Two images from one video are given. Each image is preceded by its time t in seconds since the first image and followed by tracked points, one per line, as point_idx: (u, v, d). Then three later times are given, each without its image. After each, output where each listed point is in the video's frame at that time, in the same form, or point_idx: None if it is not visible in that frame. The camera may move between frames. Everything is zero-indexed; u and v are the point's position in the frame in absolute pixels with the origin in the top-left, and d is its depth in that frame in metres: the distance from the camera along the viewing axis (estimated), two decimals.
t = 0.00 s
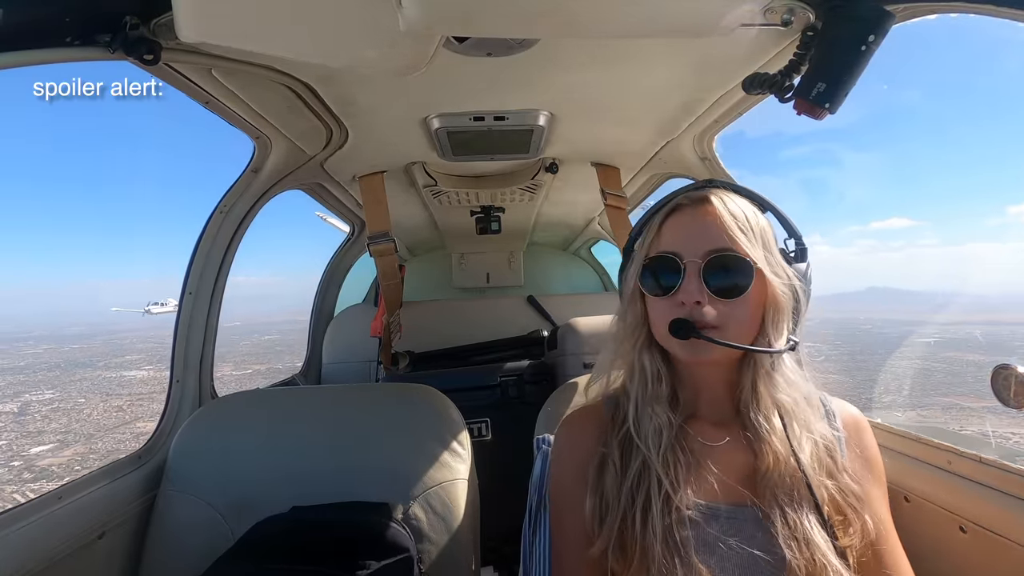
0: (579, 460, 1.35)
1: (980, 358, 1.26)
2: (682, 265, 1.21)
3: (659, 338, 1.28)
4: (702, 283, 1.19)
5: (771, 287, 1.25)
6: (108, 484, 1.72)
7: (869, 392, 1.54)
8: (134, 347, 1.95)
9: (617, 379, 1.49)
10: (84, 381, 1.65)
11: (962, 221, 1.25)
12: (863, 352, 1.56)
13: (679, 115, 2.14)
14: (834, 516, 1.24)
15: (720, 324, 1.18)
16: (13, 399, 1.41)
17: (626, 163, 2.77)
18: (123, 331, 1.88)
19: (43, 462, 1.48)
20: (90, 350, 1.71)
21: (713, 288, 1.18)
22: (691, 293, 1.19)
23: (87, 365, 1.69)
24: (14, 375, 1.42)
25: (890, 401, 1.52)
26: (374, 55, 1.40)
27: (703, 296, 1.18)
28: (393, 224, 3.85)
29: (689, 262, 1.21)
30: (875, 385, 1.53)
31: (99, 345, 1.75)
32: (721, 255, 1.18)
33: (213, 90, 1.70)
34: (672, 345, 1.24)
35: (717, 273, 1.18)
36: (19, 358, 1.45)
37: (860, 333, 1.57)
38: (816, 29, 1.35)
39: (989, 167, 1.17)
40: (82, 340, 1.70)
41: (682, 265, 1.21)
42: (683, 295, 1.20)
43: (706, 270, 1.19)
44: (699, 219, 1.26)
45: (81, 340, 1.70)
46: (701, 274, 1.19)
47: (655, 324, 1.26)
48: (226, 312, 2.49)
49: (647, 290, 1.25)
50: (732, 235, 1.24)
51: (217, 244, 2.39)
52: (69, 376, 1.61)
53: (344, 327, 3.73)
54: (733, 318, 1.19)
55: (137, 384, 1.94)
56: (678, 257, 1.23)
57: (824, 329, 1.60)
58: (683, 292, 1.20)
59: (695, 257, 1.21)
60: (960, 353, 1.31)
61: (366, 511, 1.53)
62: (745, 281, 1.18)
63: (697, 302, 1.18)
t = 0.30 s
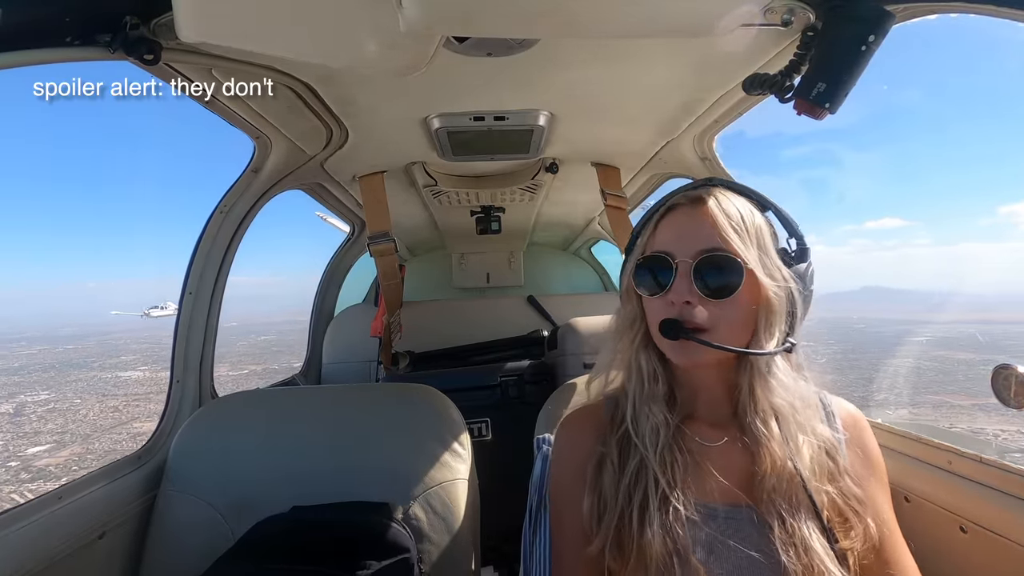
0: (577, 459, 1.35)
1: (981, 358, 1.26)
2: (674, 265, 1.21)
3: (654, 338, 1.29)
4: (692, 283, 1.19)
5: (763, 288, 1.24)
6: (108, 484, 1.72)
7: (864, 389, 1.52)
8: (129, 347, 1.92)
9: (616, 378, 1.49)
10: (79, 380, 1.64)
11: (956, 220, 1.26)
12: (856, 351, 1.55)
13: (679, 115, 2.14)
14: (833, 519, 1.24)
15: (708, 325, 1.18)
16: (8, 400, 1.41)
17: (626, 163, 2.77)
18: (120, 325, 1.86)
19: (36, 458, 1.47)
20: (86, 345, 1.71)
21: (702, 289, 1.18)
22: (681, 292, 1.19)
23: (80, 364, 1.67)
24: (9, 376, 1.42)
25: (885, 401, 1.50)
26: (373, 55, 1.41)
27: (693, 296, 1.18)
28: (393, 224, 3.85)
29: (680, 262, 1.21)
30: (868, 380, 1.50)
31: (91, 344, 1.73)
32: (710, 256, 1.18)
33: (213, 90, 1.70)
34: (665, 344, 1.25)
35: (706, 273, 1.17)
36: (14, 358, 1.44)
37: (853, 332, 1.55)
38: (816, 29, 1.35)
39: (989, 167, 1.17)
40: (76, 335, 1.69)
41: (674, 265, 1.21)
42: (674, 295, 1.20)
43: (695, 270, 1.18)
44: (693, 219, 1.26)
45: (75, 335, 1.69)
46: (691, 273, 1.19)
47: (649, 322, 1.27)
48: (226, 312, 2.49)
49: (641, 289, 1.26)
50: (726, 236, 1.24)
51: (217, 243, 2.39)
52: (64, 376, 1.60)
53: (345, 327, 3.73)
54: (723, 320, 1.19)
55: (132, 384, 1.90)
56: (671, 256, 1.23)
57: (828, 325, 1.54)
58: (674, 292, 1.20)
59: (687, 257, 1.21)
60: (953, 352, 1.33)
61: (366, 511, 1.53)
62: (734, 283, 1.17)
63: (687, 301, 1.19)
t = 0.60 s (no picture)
0: (585, 458, 1.35)
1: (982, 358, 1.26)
2: (689, 267, 1.21)
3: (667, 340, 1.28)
4: (709, 285, 1.19)
5: (779, 289, 1.25)
6: (108, 484, 1.72)
7: (859, 390, 1.53)
8: (123, 347, 1.90)
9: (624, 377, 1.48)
10: (73, 379, 1.63)
11: (951, 222, 1.27)
12: (849, 350, 1.55)
13: (679, 115, 2.14)
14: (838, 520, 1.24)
15: (726, 328, 1.19)
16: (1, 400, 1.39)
17: (626, 163, 2.77)
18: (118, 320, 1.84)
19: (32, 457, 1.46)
20: (80, 345, 1.69)
21: (720, 291, 1.18)
22: (698, 294, 1.19)
23: (73, 363, 1.66)
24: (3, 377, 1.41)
25: (883, 401, 1.50)
26: (373, 55, 1.40)
27: (710, 298, 1.18)
28: (393, 224, 3.85)
29: (697, 264, 1.21)
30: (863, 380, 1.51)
31: (86, 344, 1.72)
32: (728, 258, 1.17)
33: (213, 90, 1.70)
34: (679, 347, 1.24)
35: (724, 276, 1.17)
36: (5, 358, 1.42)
37: (847, 332, 1.55)
38: (816, 29, 1.35)
39: (988, 167, 1.17)
40: (69, 332, 1.67)
41: (690, 267, 1.21)
42: (690, 297, 1.20)
43: (713, 273, 1.18)
44: (705, 220, 1.26)
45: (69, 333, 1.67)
46: (708, 276, 1.19)
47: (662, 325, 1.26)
48: (226, 312, 2.49)
49: (654, 291, 1.25)
50: (739, 237, 1.23)
51: (218, 243, 2.39)
52: (58, 375, 1.59)
53: (345, 327, 3.73)
54: (739, 320, 1.19)
55: (128, 384, 1.89)
56: (685, 259, 1.22)
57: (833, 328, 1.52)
58: (690, 294, 1.20)
59: (702, 260, 1.21)
60: (944, 352, 1.33)
61: (366, 511, 1.53)
62: (753, 285, 1.17)
63: (704, 304, 1.18)
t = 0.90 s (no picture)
0: (590, 456, 1.34)
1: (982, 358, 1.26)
2: (695, 258, 1.21)
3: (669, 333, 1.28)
4: (711, 276, 1.19)
5: (781, 283, 1.25)
6: (108, 484, 1.72)
7: (855, 387, 1.53)
8: (124, 346, 1.90)
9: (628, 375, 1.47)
10: (73, 382, 1.61)
11: (949, 222, 1.27)
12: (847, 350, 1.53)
13: (678, 114, 2.14)
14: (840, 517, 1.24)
15: (726, 319, 1.19)
16: None
17: (626, 163, 2.77)
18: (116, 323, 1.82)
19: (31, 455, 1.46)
20: (82, 348, 1.67)
21: (722, 283, 1.18)
22: (702, 286, 1.19)
23: (75, 365, 1.64)
24: None
25: (883, 400, 1.50)
26: (373, 55, 1.41)
27: (714, 290, 1.18)
28: (393, 224, 3.85)
29: (703, 257, 1.21)
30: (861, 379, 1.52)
31: (86, 345, 1.69)
32: (732, 250, 1.18)
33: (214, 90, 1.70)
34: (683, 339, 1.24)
35: (728, 268, 1.18)
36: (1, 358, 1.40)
37: (846, 332, 1.54)
38: (816, 29, 1.35)
39: (988, 167, 1.17)
40: (70, 330, 1.65)
41: (695, 259, 1.21)
42: (695, 288, 1.20)
43: (716, 264, 1.19)
44: (711, 214, 1.26)
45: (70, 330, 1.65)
46: (711, 267, 1.20)
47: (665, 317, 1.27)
48: (226, 312, 2.49)
49: (658, 281, 1.25)
50: (743, 231, 1.24)
51: (218, 243, 2.39)
52: (57, 377, 1.57)
53: (345, 327, 3.74)
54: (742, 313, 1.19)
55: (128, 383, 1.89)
56: (690, 250, 1.23)
57: (831, 327, 1.51)
58: (695, 285, 1.20)
59: (705, 252, 1.21)
60: (943, 352, 1.34)
61: (366, 511, 1.53)
62: (755, 279, 1.18)
63: (707, 295, 1.19)
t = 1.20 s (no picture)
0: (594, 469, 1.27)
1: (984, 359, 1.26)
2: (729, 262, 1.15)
3: (692, 342, 1.20)
4: (749, 281, 1.14)
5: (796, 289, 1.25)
6: (108, 484, 1.72)
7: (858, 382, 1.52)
8: (143, 342, 1.91)
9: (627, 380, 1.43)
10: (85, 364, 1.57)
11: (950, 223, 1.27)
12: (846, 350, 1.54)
13: (679, 115, 2.14)
14: (840, 513, 1.27)
15: (763, 326, 1.15)
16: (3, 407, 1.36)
17: (626, 164, 2.76)
18: (125, 295, 1.79)
19: (47, 452, 1.48)
20: (93, 328, 1.63)
21: (762, 288, 1.14)
22: (740, 291, 1.13)
23: (89, 341, 1.61)
24: (4, 383, 1.37)
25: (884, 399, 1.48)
26: (372, 55, 1.41)
27: (750, 295, 1.13)
28: (393, 224, 3.84)
29: (738, 260, 1.16)
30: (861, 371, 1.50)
31: (95, 320, 1.65)
32: (773, 253, 1.14)
33: (213, 90, 1.70)
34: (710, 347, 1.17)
35: (767, 271, 1.14)
36: (3, 361, 1.37)
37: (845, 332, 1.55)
38: (816, 29, 1.37)
39: (990, 168, 1.17)
40: (69, 304, 1.59)
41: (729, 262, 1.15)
42: (730, 292, 1.14)
43: (756, 268, 1.14)
44: (738, 215, 1.21)
45: (70, 302, 1.59)
46: (749, 271, 1.15)
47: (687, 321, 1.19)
48: (226, 312, 2.48)
49: (687, 284, 1.17)
50: (767, 234, 1.21)
51: (217, 243, 2.39)
52: (67, 362, 1.52)
53: (344, 327, 3.73)
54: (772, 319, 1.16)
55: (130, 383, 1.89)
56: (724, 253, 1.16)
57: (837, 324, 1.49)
58: (731, 290, 1.13)
59: (739, 255, 1.16)
60: (943, 353, 1.33)
61: (365, 511, 1.54)
62: (796, 281, 1.15)
63: (745, 301, 1.13)
